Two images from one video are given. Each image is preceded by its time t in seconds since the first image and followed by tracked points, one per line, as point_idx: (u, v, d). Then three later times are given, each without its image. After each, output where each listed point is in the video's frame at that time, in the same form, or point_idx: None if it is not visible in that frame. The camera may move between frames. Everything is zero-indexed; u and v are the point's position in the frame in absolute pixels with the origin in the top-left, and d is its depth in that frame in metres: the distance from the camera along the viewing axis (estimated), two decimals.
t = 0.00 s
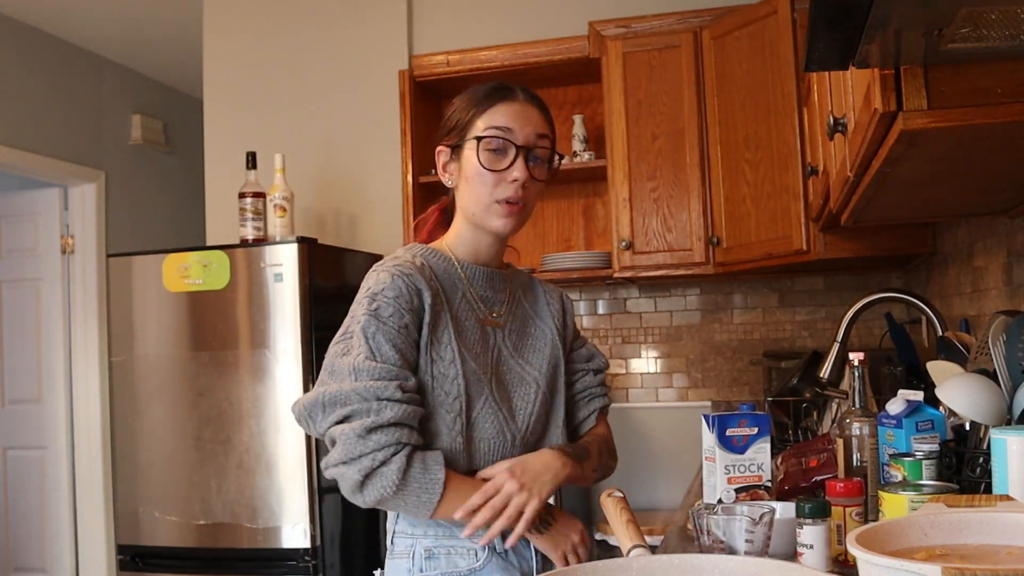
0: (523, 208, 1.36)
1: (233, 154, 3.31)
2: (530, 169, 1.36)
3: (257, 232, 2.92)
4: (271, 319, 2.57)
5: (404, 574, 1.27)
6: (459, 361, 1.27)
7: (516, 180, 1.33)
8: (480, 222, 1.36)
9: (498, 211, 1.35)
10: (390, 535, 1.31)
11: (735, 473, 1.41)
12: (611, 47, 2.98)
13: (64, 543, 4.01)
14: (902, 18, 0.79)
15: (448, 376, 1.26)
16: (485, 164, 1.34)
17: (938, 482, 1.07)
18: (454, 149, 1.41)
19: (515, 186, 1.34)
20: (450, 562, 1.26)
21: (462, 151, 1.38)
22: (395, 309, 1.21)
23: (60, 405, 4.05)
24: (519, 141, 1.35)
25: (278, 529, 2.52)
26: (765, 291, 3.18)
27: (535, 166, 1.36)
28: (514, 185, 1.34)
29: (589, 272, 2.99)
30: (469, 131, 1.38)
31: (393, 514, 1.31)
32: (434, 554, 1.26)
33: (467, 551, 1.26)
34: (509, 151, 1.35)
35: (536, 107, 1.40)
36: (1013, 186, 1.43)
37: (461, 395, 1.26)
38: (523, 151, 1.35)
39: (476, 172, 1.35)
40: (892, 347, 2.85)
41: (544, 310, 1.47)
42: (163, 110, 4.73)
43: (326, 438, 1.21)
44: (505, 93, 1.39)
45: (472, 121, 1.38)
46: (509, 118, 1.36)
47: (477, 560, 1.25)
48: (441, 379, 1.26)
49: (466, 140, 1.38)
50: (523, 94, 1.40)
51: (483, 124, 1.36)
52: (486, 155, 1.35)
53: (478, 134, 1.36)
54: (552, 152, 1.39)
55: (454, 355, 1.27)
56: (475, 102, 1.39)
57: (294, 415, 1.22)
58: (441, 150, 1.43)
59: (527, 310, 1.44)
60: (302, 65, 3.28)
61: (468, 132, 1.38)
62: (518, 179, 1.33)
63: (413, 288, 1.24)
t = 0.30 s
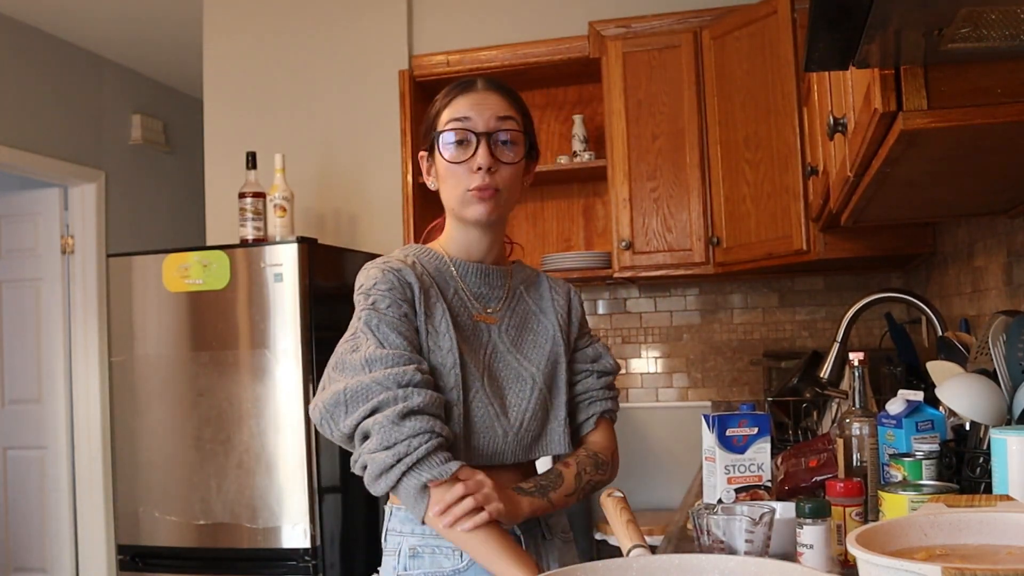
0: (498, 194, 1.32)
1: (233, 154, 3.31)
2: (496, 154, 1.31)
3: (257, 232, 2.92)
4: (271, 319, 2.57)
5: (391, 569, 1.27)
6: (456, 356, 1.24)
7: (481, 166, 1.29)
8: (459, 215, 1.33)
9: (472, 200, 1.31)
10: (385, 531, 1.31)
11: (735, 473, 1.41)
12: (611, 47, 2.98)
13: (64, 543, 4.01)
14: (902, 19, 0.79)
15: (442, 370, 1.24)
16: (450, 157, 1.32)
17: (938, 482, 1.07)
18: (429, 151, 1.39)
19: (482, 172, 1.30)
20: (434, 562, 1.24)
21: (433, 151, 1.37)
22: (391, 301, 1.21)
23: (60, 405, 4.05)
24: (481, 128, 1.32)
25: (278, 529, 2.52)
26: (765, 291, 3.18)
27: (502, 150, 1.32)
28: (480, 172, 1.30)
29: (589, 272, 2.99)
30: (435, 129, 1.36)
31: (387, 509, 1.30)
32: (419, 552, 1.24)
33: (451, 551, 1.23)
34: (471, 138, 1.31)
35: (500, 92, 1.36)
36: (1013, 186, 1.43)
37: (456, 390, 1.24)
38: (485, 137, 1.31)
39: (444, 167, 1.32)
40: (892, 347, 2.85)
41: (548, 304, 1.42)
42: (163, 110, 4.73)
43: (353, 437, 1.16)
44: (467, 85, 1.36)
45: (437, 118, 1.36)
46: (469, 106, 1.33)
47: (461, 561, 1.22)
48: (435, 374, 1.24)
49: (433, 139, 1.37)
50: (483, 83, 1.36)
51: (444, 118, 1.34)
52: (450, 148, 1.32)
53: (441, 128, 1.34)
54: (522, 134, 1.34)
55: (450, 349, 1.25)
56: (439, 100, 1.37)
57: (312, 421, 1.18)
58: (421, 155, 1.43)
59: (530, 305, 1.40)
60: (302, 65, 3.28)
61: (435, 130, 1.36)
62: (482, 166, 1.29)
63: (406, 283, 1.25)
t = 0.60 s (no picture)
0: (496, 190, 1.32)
1: (233, 154, 3.31)
2: (490, 150, 1.31)
3: (257, 232, 2.92)
4: (271, 319, 2.57)
5: (388, 568, 1.26)
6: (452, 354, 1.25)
7: (477, 164, 1.29)
8: (457, 213, 1.33)
9: (470, 197, 1.31)
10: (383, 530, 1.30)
11: (735, 473, 1.41)
12: (611, 47, 2.98)
13: (64, 544, 4.01)
14: (902, 19, 0.79)
15: (438, 367, 1.24)
16: (446, 157, 1.32)
17: (938, 482, 1.07)
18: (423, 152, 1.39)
19: (479, 169, 1.30)
20: (428, 561, 1.22)
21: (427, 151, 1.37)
22: (386, 299, 1.22)
23: (60, 405, 4.05)
24: (473, 125, 1.31)
25: (278, 529, 2.52)
26: (765, 291, 3.18)
27: (496, 145, 1.32)
28: (477, 169, 1.30)
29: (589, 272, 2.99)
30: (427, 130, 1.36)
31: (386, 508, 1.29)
32: (414, 551, 1.23)
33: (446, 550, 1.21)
34: (464, 136, 1.31)
35: (489, 88, 1.36)
36: (1013, 186, 1.43)
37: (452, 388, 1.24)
38: (479, 133, 1.31)
39: (440, 167, 1.32)
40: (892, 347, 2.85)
41: (549, 299, 1.41)
42: (163, 110, 4.73)
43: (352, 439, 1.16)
44: (456, 83, 1.36)
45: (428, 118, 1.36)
46: (459, 103, 1.32)
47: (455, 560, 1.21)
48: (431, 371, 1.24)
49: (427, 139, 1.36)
50: (473, 80, 1.36)
51: (436, 118, 1.34)
52: (444, 148, 1.32)
53: (433, 128, 1.34)
54: (515, 128, 1.34)
55: (447, 347, 1.25)
56: (428, 101, 1.37)
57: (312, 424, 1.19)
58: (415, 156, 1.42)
59: (531, 302, 1.39)
60: (302, 65, 3.28)
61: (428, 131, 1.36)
62: (478, 163, 1.29)
63: (403, 282, 1.26)
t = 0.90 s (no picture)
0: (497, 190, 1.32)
1: (233, 154, 3.31)
2: (493, 150, 1.32)
3: (257, 232, 2.92)
4: (271, 319, 2.57)
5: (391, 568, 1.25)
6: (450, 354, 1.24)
7: (480, 163, 1.30)
8: (458, 213, 1.33)
9: (470, 198, 1.31)
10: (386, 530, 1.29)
11: (735, 473, 1.41)
12: (611, 47, 2.98)
13: (64, 544, 4.01)
14: (902, 19, 0.79)
15: (438, 367, 1.24)
16: (448, 156, 1.32)
17: (938, 482, 1.07)
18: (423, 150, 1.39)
19: (481, 169, 1.30)
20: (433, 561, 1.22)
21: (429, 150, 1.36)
22: (382, 301, 1.21)
23: (60, 405, 4.04)
24: (477, 125, 1.32)
25: (278, 529, 2.52)
26: (765, 291, 3.18)
27: (498, 146, 1.32)
28: (479, 169, 1.30)
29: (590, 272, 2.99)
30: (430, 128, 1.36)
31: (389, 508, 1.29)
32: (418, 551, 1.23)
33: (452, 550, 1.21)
34: (468, 136, 1.32)
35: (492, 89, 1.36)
36: (1013, 186, 1.43)
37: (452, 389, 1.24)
38: (483, 134, 1.32)
39: (441, 167, 1.32)
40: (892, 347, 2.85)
41: (550, 298, 1.40)
42: (162, 110, 4.73)
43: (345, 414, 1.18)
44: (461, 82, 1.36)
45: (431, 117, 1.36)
46: (464, 103, 1.33)
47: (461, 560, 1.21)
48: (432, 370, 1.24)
49: (428, 138, 1.36)
50: (475, 80, 1.36)
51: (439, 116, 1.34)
52: (447, 147, 1.32)
53: (437, 127, 1.34)
54: (518, 129, 1.35)
55: (445, 347, 1.24)
56: (432, 99, 1.37)
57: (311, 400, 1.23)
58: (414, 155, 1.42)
59: (533, 299, 1.39)
60: (302, 65, 3.28)
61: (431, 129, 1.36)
62: (481, 163, 1.30)
63: (402, 285, 1.25)
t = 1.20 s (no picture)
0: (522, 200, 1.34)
1: (233, 155, 3.31)
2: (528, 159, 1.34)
3: (257, 232, 2.92)
4: (271, 319, 2.57)
5: (400, 571, 1.25)
6: (439, 365, 1.25)
7: (519, 169, 1.31)
8: (479, 215, 1.33)
9: (499, 202, 1.32)
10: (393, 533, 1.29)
11: (735, 473, 1.41)
12: (611, 47, 2.98)
13: (64, 544, 4.01)
14: (902, 19, 0.79)
15: (433, 376, 1.25)
16: (487, 156, 1.32)
17: (938, 482, 1.07)
18: (446, 142, 1.37)
19: (517, 176, 1.31)
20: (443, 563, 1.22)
21: (458, 144, 1.35)
22: (358, 315, 1.22)
23: (60, 405, 4.04)
24: (517, 131, 1.34)
25: (278, 529, 2.52)
26: (765, 291, 3.18)
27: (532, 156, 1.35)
28: (516, 175, 1.32)
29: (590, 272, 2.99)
30: (464, 122, 1.35)
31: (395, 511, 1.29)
32: (427, 553, 1.23)
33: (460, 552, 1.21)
34: (510, 140, 1.33)
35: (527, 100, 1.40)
36: (1014, 186, 1.43)
37: (443, 398, 1.25)
38: (524, 141, 1.34)
39: (477, 164, 1.32)
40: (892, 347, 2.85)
41: (549, 301, 1.41)
42: (162, 110, 4.73)
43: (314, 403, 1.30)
44: (499, 86, 1.38)
45: (467, 113, 1.35)
46: (507, 108, 1.35)
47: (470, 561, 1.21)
48: (425, 380, 1.25)
49: (460, 132, 1.35)
50: (512, 86, 1.39)
51: (481, 114, 1.34)
52: (487, 146, 1.32)
53: (477, 124, 1.34)
54: (546, 144, 1.39)
55: (435, 358, 1.26)
56: (468, 95, 1.36)
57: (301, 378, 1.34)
58: (430, 144, 1.39)
59: (533, 301, 1.39)
60: (302, 65, 3.28)
61: (465, 123, 1.35)
62: (521, 169, 1.31)
63: (389, 293, 1.24)
